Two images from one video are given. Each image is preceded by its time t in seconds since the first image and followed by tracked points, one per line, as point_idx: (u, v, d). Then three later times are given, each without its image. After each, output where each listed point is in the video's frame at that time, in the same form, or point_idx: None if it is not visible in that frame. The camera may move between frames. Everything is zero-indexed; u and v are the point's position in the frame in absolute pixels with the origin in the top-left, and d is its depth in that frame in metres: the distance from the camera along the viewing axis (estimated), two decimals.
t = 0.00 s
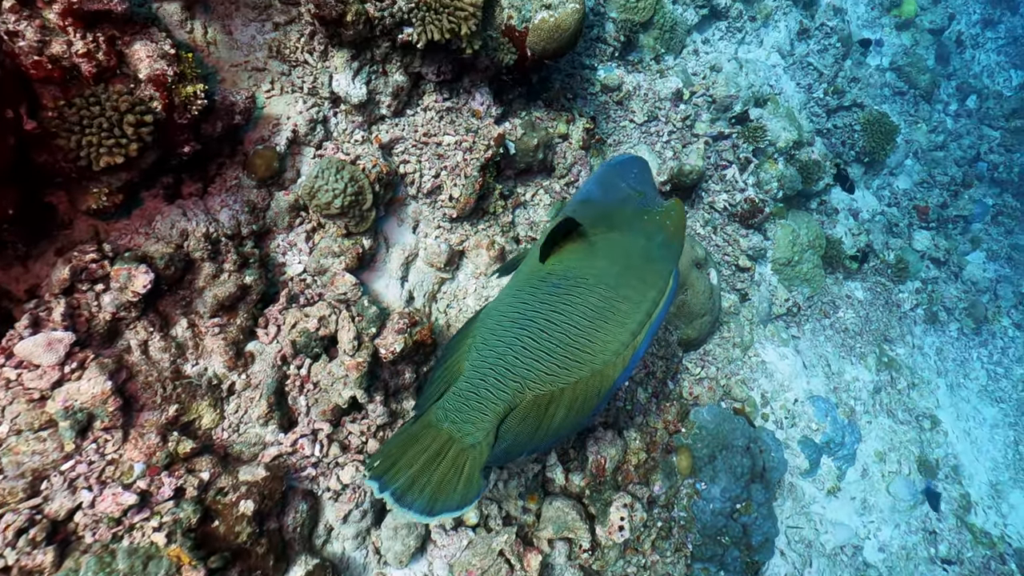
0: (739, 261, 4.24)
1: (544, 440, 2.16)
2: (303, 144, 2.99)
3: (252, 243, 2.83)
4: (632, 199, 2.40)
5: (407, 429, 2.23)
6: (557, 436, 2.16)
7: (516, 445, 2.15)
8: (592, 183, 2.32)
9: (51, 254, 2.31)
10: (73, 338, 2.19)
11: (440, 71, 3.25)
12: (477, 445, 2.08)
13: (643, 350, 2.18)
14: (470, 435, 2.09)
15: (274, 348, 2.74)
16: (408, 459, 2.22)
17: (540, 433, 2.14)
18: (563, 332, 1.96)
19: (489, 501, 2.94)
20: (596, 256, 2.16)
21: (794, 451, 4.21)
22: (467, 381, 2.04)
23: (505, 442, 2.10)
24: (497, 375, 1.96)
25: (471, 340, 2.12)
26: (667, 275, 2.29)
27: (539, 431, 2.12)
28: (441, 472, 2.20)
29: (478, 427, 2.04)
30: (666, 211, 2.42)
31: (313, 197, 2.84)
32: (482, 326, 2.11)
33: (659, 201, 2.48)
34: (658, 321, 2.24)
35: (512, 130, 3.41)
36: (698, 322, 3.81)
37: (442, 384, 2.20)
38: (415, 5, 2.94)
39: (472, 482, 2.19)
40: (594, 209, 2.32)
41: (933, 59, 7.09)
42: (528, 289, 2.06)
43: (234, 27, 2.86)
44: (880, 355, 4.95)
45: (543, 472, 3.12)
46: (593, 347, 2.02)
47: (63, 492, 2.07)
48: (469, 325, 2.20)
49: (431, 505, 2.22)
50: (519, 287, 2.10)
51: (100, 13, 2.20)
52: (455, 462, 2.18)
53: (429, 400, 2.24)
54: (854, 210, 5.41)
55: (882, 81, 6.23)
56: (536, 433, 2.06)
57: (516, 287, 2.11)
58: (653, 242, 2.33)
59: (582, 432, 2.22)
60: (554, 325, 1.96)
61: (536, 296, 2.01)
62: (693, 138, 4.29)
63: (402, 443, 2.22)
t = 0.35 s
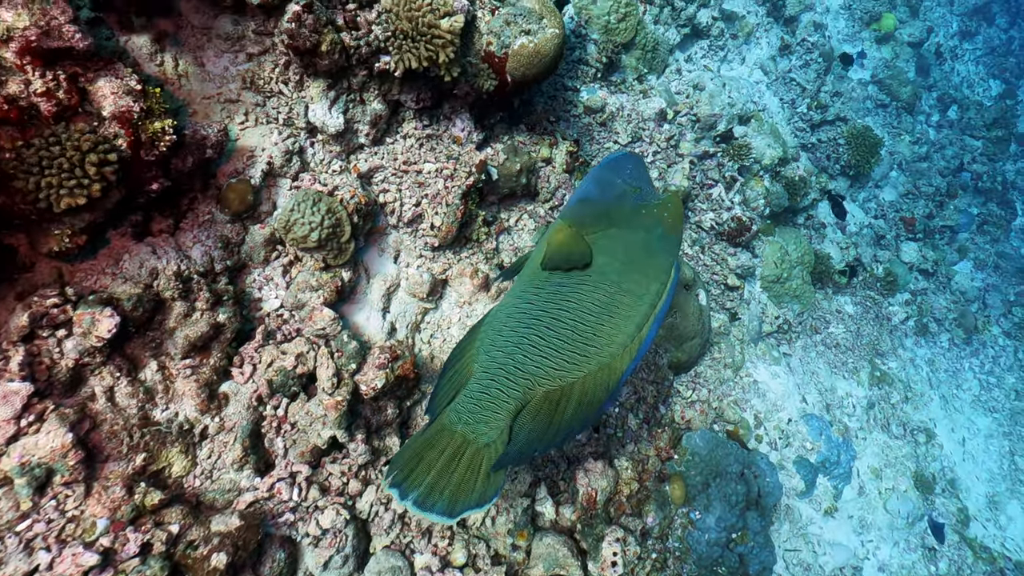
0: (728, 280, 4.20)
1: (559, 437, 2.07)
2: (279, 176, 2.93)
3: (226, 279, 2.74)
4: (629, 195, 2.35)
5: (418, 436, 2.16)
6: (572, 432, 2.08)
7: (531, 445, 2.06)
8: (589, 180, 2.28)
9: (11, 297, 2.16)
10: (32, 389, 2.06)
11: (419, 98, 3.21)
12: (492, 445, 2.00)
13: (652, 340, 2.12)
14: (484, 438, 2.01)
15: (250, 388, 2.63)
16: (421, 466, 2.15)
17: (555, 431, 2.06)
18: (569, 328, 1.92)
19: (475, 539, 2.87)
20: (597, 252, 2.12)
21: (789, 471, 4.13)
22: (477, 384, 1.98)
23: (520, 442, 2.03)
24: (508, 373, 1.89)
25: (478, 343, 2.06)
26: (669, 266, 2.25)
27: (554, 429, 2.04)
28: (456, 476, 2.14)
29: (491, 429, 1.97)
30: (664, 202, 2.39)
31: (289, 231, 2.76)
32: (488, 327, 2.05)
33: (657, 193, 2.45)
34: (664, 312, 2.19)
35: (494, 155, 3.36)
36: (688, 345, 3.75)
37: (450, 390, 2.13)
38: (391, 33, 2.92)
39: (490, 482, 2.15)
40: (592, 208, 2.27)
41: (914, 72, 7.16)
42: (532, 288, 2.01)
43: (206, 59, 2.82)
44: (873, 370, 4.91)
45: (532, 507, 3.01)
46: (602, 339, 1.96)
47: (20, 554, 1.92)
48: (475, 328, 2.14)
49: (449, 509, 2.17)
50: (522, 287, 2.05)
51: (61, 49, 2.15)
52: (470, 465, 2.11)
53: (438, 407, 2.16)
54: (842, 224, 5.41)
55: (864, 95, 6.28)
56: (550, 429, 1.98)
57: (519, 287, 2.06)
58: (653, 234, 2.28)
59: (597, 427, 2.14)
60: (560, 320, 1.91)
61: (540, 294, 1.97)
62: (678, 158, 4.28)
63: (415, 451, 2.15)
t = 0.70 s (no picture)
0: (718, 303, 4.14)
1: (571, 434, 2.08)
2: (252, 214, 2.85)
3: (197, 322, 2.63)
4: (623, 192, 2.35)
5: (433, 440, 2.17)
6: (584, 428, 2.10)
7: (544, 443, 2.08)
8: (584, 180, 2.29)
9: None
10: None
11: (398, 130, 3.14)
12: (505, 445, 2.04)
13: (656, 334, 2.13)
14: (498, 438, 2.05)
15: (222, 438, 2.52)
16: (437, 470, 2.17)
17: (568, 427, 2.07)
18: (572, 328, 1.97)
19: None
20: (597, 251, 2.14)
21: (785, 498, 4.02)
22: (488, 387, 2.01)
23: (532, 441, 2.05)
24: (517, 374, 1.93)
25: (486, 348, 2.09)
26: (669, 261, 2.24)
27: (565, 426, 2.06)
28: (471, 477, 2.15)
29: (504, 430, 2.01)
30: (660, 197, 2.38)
31: (263, 271, 2.68)
32: (495, 331, 2.09)
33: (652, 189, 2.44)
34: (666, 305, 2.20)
35: (476, 186, 3.32)
36: (679, 374, 3.68)
37: (462, 394, 2.16)
38: (367, 67, 2.87)
39: (505, 480, 2.17)
40: (588, 207, 2.27)
41: (895, 87, 7.24)
42: (535, 292, 2.05)
43: (177, 96, 2.76)
44: (866, 389, 4.86)
45: (521, 550, 2.88)
46: (606, 337, 1.99)
47: None
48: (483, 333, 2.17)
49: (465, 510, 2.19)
50: (526, 291, 2.09)
51: (16, 94, 2.06)
52: (485, 466, 2.13)
53: (451, 411, 2.19)
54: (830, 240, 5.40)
55: (847, 111, 6.33)
56: (562, 428, 2.01)
57: (522, 292, 2.10)
58: (651, 229, 2.28)
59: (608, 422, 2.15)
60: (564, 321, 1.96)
61: (543, 298, 2.02)
62: (664, 182, 4.26)
63: (430, 456, 2.17)
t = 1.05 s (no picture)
0: (709, 328, 4.09)
1: (583, 435, 2.01)
2: (229, 251, 2.76)
3: (170, 366, 2.52)
4: (619, 189, 2.19)
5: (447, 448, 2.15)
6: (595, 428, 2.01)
7: (557, 445, 2.01)
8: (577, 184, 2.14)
9: None
10: None
11: (380, 161, 3.07)
12: (517, 447, 1.99)
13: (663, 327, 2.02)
14: (509, 442, 2.00)
15: (194, 488, 2.40)
16: (452, 477, 2.13)
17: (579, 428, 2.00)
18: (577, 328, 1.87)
19: None
20: (596, 253, 2.01)
21: (783, 526, 3.91)
22: (497, 392, 1.97)
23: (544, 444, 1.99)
24: (526, 378, 1.87)
25: (494, 354, 2.04)
26: (670, 255, 2.11)
27: (576, 427, 1.98)
28: (484, 481, 2.11)
29: (514, 434, 1.96)
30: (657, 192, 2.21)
31: (239, 311, 2.58)
32: (502, 336, 2.04)
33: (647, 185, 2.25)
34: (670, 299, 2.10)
35: (461, 216, 3.26)
36: (670, 403, 3.63)
37: (472, 401, 2.12)
38: (346, 99, 2.80)
39: (519, 483, 2.11)
40: (585, 210, 2.13)
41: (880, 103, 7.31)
42: (537, 294, 1.97)
43: (150, 130, 2.66)
44: (861, 410, 4.81)
45: None
46: (611, 335, 1.89)
47: None
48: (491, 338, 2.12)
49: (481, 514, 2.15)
50: (529, 295, 2.01)
51: None
52: (498, 470, 2.09)
53: (463, 418, 2.16)
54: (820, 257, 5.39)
55: (833, 129, 6.37)
56: (574, 428, 1.93)
57: (526, 296, 2.02)
58: (650, 225, 2.14)
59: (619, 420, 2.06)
60: (568, 320, 1.87)
61: (545, 300, 1.93)
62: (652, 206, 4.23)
63: (443, 464, 2.14)
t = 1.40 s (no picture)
0: (702, 357, 4.03)
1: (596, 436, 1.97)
2: (203, 294, 2.65)
3: (138, 419, 2.37)
4: (613, 190, 2.37)
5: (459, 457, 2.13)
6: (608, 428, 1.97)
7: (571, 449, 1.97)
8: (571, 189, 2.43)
9: None
10: None
11: (361, 197, 2.99)
12: (530, 453, 1.96)
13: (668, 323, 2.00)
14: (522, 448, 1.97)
15: (162, 550, 2.24)
16: (465, 487, 2.11)
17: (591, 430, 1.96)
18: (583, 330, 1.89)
19: None
20: (595, 252, 2.12)
21: (783, 562, 3.77)
22: (508, 399, 1.96)
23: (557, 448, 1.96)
24: (536, 380, 1.88)
25: (503, 361, 2.05)
26: (668, 250, 2.16)
27: (589, 429, 1.95)
28: (498, 489, 2.08)
29: (526, 440, 1.93)
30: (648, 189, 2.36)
31: (212, 360, 2.47)
32: (510, 343, 2.06)
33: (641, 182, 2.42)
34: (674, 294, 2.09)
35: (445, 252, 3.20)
36: (664, 439, 3.55)
37: (483, 410, 2.12)
38: (325, 137, 2.74)
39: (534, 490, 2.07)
40: (581, 212, 2.36)
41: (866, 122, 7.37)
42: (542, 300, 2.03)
43: (122, 171, 2.57)
44: (857, 436, 4.74)
45: None
46: (617, 333, 1.90)
47: None
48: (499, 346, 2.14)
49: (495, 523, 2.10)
50: (534, 302, 2.08)
51: None
52: (511, 476, 2.06)
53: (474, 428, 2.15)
54: (811, 280, 5.37)
55: (821, 150, 6.41)
56: (587, 429, 1.91)
57: (531, 303, 2.10)
58: (644, 222, 2.25)
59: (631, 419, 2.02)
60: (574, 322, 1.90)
61: (550, 305, 1.98)
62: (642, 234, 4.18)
63: (456, 474, 2.12)
